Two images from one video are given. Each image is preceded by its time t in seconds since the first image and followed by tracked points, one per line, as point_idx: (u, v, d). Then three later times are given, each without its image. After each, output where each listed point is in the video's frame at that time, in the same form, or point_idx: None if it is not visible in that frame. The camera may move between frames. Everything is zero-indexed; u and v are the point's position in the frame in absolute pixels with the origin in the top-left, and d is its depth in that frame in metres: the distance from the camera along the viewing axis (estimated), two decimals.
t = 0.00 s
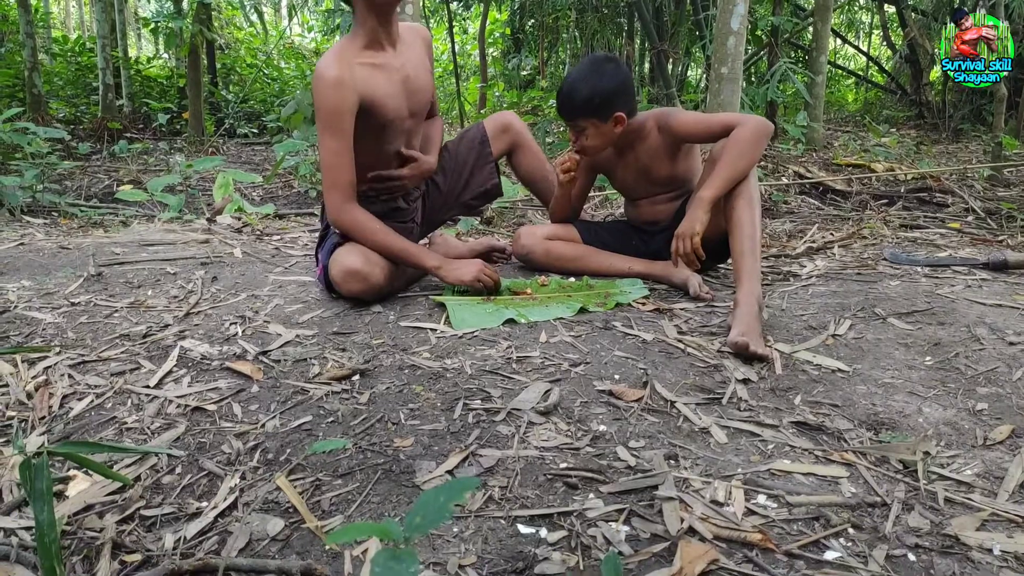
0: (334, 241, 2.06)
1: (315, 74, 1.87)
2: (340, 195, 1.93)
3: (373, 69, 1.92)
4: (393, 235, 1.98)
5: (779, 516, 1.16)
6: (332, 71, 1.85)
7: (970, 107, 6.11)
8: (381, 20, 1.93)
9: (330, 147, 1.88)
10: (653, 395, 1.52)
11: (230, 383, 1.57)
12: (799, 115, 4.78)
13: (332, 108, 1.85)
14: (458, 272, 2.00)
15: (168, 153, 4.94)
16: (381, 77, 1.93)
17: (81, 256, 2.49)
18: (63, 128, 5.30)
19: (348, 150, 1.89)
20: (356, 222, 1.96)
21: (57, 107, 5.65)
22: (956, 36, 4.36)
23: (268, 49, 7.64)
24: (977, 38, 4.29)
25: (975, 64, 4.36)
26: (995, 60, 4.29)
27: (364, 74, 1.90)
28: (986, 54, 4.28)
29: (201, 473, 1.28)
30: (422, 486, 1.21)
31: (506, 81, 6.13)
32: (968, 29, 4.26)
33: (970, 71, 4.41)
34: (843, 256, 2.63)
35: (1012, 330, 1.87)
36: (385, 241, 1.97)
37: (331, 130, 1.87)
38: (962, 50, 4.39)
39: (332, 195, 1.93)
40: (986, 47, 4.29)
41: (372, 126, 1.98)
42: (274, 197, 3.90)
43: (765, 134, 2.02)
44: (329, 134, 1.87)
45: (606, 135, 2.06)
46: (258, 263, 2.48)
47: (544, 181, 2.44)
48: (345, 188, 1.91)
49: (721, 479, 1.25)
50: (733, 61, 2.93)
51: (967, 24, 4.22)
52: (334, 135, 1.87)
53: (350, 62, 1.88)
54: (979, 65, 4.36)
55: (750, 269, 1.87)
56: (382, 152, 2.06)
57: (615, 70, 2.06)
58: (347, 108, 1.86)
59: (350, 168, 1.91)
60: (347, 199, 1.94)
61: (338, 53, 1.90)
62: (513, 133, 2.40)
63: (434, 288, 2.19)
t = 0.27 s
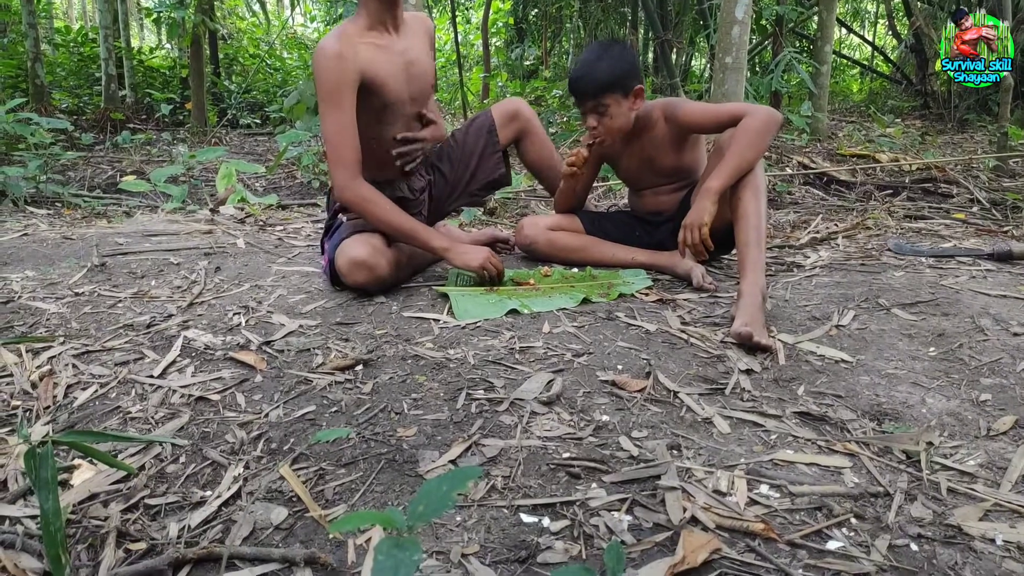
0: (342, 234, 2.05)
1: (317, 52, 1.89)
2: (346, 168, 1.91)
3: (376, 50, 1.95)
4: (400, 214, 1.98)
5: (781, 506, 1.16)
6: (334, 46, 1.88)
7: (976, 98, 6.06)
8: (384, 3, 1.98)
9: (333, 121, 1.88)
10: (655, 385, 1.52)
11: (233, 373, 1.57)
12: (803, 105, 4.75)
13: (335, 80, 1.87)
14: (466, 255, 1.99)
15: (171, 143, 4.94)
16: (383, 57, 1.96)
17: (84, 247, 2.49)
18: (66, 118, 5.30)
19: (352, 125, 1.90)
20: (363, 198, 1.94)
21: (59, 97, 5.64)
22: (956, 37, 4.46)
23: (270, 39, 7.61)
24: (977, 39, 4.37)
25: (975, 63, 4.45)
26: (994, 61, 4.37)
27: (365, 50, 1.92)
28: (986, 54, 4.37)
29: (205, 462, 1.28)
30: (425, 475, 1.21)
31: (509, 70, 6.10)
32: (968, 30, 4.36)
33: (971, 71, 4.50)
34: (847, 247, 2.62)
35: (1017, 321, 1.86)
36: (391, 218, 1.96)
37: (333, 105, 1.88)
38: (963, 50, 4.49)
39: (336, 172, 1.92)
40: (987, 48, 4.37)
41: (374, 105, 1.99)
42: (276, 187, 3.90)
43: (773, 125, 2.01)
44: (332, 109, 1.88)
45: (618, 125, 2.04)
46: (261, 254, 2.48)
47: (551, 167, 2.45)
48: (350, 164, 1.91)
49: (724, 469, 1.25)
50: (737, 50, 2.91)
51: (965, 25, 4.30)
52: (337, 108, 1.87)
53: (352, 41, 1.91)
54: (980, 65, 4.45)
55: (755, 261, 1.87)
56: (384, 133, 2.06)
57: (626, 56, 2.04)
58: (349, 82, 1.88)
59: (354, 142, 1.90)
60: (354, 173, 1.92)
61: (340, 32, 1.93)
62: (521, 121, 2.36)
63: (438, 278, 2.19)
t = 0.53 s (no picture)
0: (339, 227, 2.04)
1: (318, 69, 1.88)
2: (345, 184, 1.93)
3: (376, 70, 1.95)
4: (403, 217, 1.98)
5: (782, 496, 1.16)
6: (336, 65, 1.88)
7: (979, 89, 6.04)
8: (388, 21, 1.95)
9: (334, 140, 1.89)
10: (657, 375, 1.52)
11: (235, 362, 1.57)
12: (806, 95, 4.72)
13: (336, 100, 1.87)
14: (473, 247, 1.98)
15: (172, 134, 4.93)
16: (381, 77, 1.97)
17: (86, 237, 2.49)
18: (67, 108, 5.28)
19: (351, 144, 1.92)
20: (364, 211, 1.96)
21: (60, 88, 5.62)
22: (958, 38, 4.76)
23: (271, 29, 7.58)
24: (978, 41, 4.70)
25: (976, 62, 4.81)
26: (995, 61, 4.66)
27: (364, 68, 1.93)
28: (986, 55, 4.69)
29: (207, 451, 1.29)
30: (427, 465, 1.22)
31: (511, 61, 6.08)
32: (971, 31, 4.64)
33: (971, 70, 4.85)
34: (850, 238, 2.61)
35: (1019, 312, 1.86)
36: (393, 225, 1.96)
37: (334, 124, 1.89)
38: (964, 50, 4.81)
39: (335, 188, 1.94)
40: (987, 48, 4.65)
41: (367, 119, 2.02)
42: (278, 178, 3.89)
43: (780, 118, 2.00)
44: (333, 128, 1.89)
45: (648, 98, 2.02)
46: (263, 244, 2.48)
47: (546, 164, 2.41)
48: (350, 180, 1.93)
49: (725, 459, 1.25)
50: (740, 40, 2.89)
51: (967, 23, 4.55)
52: (338, 128, 1.89)
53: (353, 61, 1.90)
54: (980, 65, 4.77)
55: (757, 251, 1.86)
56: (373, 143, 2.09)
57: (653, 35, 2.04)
58: (349, 104, 1.89)
59: (354, 160, 1.93)
60: (353, 189, 1.95)
61: (337, 46, 1.92)
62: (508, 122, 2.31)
63: (439, 269, 2.19)
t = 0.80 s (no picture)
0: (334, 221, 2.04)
1: (332, 64, 1.87)
2: (343, 180, 1.93)
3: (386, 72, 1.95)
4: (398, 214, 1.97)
5: (781, 488, 1.16)
6: (353, 64, 1.87)
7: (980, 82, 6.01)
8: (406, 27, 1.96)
9: (338, 136, 1.88)
10: (657, 368, 1.52)
11: (235, 355, 1.57)
12: (807, 88, 4.70)
13: (348, 99, 1.86)
14: (465, 245, 1.97)
15: (171, 126, 4.91)
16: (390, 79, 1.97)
17: (85, 229, 2.48)
18: (66, 100, 5.26)
19: (354, 143, 1.91)
20: (357, 209, 1.95)
21: (59, 80, 5.60)
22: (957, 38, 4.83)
23: (270, 21, 7.55)
24: (977, 39, 4.75)
25: (975, 63, 4.86)
26: (994, 61, 4.71)
27: (377, 72, 1.93)
28: (985, 55, 4.73)
29: (207, 443, 1.29)
30: (427, 456, 1.22)
31: (511, 53, 6.05)
32: (969, 30, 4.72)
33: (970, 71, 4.90)
34: (849, 231, 2.61)
35: (1019, 305, 1.86)
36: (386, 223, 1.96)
37: (340, 120, 1.88)
38: (963, 50, 4.88)
39: (332, 182, 1.94)
40: (986, 48, 4.70)
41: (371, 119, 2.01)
42: (277, 170, 3.88)
43: (785, 114, 2.00)
44: (338, 124, 1.88)
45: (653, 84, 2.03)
46: (262, 237, 2.47)
47: (546, 159, 2.39)
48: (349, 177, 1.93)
49: (725, 452, 1.25)
50: (740, 33, 2.88)
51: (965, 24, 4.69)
52: (344, 126, 1.88)
53: (367, 61, 1.90)
54: (979, 65, 4.82)
55: (758, 244, 1.86)
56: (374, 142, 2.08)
57: (664, 25, 2.05)
58: (359, 102, 1.88)
59: (354, 158, 1.93)
60: (349, 186, 1.95)
61: (355, 44, 1.91)
62: (508, 114, 2.31)
63: (437, 261, 2.18)
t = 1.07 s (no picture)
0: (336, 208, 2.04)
1: (355, 52, 1.87)
2: (349, 168, 1.92)
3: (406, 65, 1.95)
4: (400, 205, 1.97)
5: (782, 477, 1.17)
6: (376, 55, 1.87)
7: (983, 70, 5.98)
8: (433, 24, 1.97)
9: (350, 124, 1.87)
10: (657, 357, 1.52)
11: (236, 344, 1.57)
12: (808, 77, 4.68)
13: (368, 91, 1.86)
14: (464, 226, 1.95)
15: (170, 115, 4.89)
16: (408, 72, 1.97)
17: (85, 219, 2.48)
18: (64, 89, 5.24)
19: (365, 133, 1.91)
20: (359, 197, 1.95)
21: (57, 69, 5.58)
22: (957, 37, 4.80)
23: (269, 9, 7.51)
24: (977, 38, 4.72)
25: (975, 63, 4.83)
26: (995, 61, 4.68)
27: (399, 67, 1.93)
28: (986, 54, 4.71)
29: (209, 432, 1.29)
30: (428, 445, 1.22)
31: (511, 42, 6.01)
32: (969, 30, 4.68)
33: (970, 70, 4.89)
34: (851, 220, 2.60)
35: (1020, 294, 1.85)
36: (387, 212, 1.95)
37: (355, 108, 1.87)
38: (963, 50, 4.84)
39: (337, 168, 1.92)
40: (986, 47, 4.70)
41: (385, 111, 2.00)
42: (277, 159, 3.87)
43: (784, 104, 1.98)
44: (352, 112, 1.87)
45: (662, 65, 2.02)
46: (262, 226, 2.47)
47: (549, 148, 2.41)
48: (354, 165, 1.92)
49: (725, 440, 1.25)
50: (742, 21, 2.86)
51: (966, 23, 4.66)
52: (358, 116, 1.87)
53: (390, 54, 1.90)
54: (980, 65, 4.80)
55: (759, 234, 1.86)
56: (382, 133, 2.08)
57: (678, 3, 2.03)
58: (377, 94, 1.88)
59: (363, 148, 1.92)
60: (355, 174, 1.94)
61: (382, 36, 1.91)
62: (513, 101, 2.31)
63: (438, 250, 2.18)
